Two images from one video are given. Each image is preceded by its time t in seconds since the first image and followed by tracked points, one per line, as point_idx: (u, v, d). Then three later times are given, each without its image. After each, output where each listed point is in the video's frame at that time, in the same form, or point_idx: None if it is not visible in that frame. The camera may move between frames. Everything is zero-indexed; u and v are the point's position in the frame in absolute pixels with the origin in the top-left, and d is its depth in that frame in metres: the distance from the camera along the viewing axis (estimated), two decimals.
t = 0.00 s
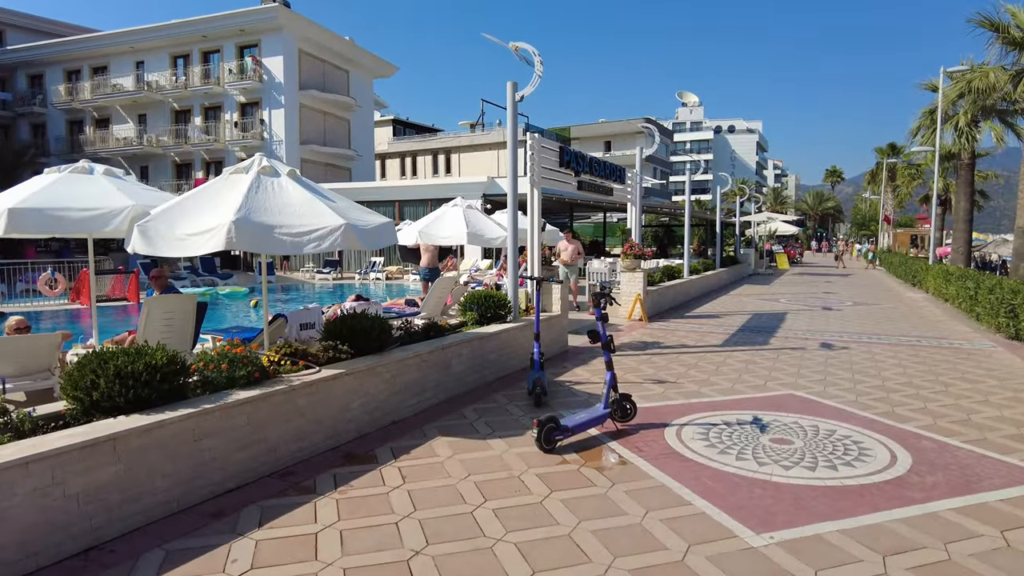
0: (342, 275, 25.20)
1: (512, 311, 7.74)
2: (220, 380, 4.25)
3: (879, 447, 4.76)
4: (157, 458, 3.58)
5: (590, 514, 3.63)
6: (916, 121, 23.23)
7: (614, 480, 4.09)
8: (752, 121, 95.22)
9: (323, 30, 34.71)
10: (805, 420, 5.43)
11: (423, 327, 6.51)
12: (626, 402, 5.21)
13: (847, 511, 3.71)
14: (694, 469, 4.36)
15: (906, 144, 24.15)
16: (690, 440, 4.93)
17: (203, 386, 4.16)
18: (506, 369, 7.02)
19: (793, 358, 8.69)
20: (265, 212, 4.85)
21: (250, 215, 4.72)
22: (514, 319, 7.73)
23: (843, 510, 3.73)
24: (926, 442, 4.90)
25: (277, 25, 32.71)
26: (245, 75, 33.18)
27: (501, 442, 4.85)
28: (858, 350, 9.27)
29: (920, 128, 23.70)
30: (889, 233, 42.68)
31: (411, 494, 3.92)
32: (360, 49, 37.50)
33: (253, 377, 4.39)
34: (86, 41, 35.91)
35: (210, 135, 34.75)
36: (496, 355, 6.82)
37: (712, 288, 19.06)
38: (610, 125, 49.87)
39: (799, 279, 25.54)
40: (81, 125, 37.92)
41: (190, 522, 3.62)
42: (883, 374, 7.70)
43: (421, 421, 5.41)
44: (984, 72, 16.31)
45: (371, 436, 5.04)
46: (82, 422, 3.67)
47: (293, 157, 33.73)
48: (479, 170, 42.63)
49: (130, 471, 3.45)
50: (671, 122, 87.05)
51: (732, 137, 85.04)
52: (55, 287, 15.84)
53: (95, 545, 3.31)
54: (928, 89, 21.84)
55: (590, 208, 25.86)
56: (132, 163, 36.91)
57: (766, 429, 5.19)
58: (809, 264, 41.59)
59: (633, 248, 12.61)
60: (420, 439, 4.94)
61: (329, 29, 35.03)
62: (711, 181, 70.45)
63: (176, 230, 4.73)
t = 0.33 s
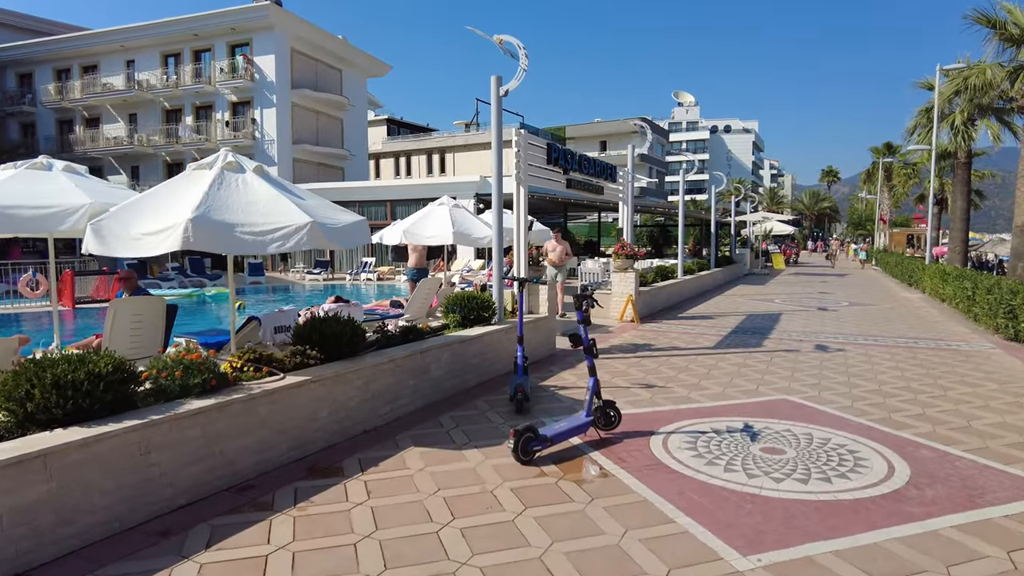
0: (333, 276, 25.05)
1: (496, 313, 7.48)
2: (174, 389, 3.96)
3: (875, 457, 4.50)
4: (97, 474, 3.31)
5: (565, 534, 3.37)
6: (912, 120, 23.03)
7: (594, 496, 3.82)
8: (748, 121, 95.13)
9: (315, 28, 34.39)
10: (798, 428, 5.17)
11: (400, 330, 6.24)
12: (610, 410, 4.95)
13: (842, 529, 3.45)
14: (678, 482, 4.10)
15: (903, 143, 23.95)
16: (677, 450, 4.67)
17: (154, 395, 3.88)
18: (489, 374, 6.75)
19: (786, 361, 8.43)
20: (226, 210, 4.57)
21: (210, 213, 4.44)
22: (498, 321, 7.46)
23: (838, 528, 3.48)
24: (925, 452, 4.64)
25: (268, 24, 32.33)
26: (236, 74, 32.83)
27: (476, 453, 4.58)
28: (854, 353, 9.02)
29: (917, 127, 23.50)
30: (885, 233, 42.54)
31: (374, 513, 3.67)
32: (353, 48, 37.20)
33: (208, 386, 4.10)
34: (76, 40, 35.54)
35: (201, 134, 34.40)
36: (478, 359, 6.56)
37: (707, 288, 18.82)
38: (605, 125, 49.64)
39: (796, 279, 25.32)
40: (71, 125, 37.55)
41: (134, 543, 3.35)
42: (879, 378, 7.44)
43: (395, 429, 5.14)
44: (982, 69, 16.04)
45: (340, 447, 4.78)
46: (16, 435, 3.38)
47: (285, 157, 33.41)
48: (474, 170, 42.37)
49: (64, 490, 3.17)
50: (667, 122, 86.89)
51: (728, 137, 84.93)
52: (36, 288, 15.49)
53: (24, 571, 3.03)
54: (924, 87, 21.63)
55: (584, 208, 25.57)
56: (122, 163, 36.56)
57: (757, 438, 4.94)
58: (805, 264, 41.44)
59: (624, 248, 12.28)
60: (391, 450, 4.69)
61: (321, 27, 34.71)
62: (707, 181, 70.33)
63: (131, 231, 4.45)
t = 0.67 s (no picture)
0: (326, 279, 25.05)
1: (480, 320, 7.21)
2: (122, 406, 3.68)
3: (873, 475, 4.24)
4: (27, 501, 3.03)
5: (538, 566, 3.10)
6: (911, 119, 22.76)
7: (571, 521, 3.57)
8: (746, 121, 94.89)
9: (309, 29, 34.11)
10: (792, 441, 4.91)
11: (377, 338, 5.98)
12: (593, 423, 4.70)
13: (836, 559, 3.19)
14: (662, 504, 3.83)
15: (902, 142, 23.64)
16: (663, 467, 4.42)
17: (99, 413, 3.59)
18: (471, 382, 6.49)
19: (781, 367, 8.17)
20: (184, 213, 4.32)
21: (166, 218, 4.18)
22: (483, 328, 7.19)
23: (833, 557, 3.21)
24: (925, 467, 4.37)
25: (261, 24, 32.05)
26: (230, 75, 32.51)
27: (450, 470, 4.33)
28: (851, 358, 8.76)
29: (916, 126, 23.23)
30: (884, 233, 42.31)
31: (332, 541, 3.40)
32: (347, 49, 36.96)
33: (160, 402, 3.81)
34: (68, 41, 35.26)
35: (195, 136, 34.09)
36: (459, 368, 6.29)
37: (703, 290, 18.57)
38: (602, 125, 49.41)
39: (794, 280, 25.08)
40: (64, 126, 37.28)
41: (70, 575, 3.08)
42: (878, 385, 7.17)
43: (367, 445, 4.89)
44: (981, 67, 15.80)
45: (307, 464, 4.52)
46: None
47: (279, 158, 33.12)
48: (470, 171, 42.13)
49: None
50: (666, 122, 86.69)
51: (726, 137, 84.74)
52: (20, 293, 15.23)
53: None
54: (923, 87, 21.37)
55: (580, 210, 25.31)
56: (116, 165, 36.29)
57: (748, 452, 4.68)
58: (803, 264, 41.24)
59: (617, 250, 12.02)
60: (360, 468, 4.42)
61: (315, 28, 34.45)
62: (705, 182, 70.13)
63: (82, 236, 4.17)
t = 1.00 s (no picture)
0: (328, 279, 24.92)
1: (475, 322, 6.95)
2: (80, 415, 3.44)
3: (887, 490, 3.95)
4: None
5: None
6: (920, 117, 22.38)
7: (561, 541, 3.31)
8: (753, 121, 94.34)
9: (311, 28, 33.94)
10: (799, 452, 4.63)
11: (365, 340, 5.73)
12: (588, 432, 4.43)
13: None
14: (659, 521, 3.56)
15: (911, 140, 23.25)
16: (662, 480, 4.15)
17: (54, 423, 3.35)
18: (464, 388, 6.24)
19: (788, 371, 7.87)
20: (154, 211, 4.09)
21: (133, 216, 3.95)
22: (477, 330, 6.95)
23: None
24: (942, 481, 4.08)
25: (264, 24, 31.92)
26: (232, 75, 32.36)
27: (435, 483, 4.08)
28: (861, 361, 8.44)
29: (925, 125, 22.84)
30: (892, 233, 41.83)
31: (301, 563, 3.15)
32: (351, 48, 36.80)
33: (123, 412, 3.57)
34: (72, 41, 35.23)
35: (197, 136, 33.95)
36: (452, 372, 6.04)
37: (708, 291, 18.27)
38: (607, 125, 49.12)
39: (801, 281, 24.77)
40: (68, 127, 37.27)
41: None
42: (890, 390, 6.86)
43: (349, 455, 4.65)
44: (994, 63, 15.42)
45: (285, 475, 4.29)
46: None
47: (282, 158, 32.95)
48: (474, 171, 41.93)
49: None
50: (672, 122, 86.26)
51: (733, 137, 84.29)
52: (17, 294, 15.09)
53: None
54: (933, 84, 20.98)
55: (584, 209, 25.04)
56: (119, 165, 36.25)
57: (753, 464, 4.41)
58: (809, 265, 40.86)
59: (620, 250, 11.71)
60: (340, 481, 4.20)
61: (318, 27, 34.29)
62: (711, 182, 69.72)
63: (46, 235, 3.94)
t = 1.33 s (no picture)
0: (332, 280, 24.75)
1: (473, 328, 6.68)
2: (35, 434, 3.19)
3: (909, 517, 3.63)
4: None
5: None
6: (936, 116, 21.89)
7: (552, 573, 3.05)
8: (764, 121, 93.53)
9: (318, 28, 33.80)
10: (812, 471, 4.33)
11: (355, 347, 5.47)
12: (586, 449, 4.15)
13: None
14: (659, 551, 3.27)
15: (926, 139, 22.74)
16: (666, 502, 3.86)
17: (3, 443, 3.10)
18: (460, 397, 5.96)
19: (800, 378, 7.53)
20: (123, 213, 3.85)
21: (99, 217, 3.70)
22: (475, 336, 6.66)
23: None
24: (970, 506, 3.76)
25: (271, 23, 31.82)
26: (239, 75, 32.27)
27: (421, 506, 3.80)
28: (876, 369, 8.09)
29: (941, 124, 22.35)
30: (906, 234, 41.21)
31: None
32: (358, 48, 36.65)
33: (83, 428, 3.32)
34: (81, 42, 35.27)
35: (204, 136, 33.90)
36: (446, 381, 5.77)
37: (718, 293, 17.91)
38: (616, 125, 48.74)
39: (812, 283, 24.33)
40: (77, 128, 37.36)
41: None
42: (908, 400, 6.51)
43: (333, 472, 4.40)
44: (1014, 60, 14.97)
45: (263, 495, 4.04)
46: None
47: (289, 158, 32.82)
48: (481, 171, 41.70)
49: None
50: (682, 122, 85.67)
51: (743, 137, 83.60)
52: (19, 295, 14.97)
53: None
54: (949, 81, 20.49)
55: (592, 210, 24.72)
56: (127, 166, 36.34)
57: (765, 484, 4.10)
58: (820, 266, 40.32)
59: (626, 252, 11.41)
60: (320, 501, 3.94)
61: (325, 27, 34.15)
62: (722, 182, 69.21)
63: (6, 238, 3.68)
